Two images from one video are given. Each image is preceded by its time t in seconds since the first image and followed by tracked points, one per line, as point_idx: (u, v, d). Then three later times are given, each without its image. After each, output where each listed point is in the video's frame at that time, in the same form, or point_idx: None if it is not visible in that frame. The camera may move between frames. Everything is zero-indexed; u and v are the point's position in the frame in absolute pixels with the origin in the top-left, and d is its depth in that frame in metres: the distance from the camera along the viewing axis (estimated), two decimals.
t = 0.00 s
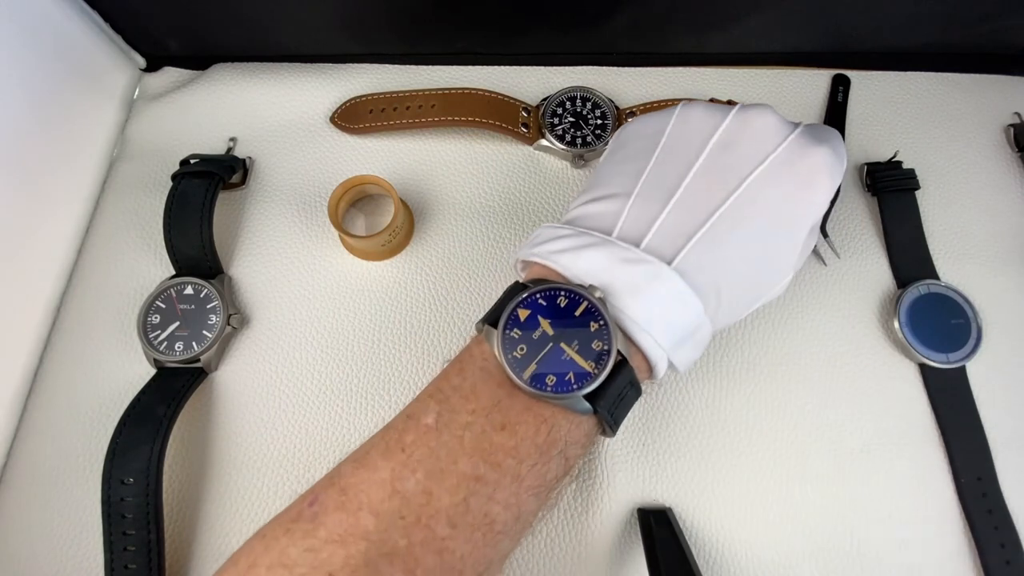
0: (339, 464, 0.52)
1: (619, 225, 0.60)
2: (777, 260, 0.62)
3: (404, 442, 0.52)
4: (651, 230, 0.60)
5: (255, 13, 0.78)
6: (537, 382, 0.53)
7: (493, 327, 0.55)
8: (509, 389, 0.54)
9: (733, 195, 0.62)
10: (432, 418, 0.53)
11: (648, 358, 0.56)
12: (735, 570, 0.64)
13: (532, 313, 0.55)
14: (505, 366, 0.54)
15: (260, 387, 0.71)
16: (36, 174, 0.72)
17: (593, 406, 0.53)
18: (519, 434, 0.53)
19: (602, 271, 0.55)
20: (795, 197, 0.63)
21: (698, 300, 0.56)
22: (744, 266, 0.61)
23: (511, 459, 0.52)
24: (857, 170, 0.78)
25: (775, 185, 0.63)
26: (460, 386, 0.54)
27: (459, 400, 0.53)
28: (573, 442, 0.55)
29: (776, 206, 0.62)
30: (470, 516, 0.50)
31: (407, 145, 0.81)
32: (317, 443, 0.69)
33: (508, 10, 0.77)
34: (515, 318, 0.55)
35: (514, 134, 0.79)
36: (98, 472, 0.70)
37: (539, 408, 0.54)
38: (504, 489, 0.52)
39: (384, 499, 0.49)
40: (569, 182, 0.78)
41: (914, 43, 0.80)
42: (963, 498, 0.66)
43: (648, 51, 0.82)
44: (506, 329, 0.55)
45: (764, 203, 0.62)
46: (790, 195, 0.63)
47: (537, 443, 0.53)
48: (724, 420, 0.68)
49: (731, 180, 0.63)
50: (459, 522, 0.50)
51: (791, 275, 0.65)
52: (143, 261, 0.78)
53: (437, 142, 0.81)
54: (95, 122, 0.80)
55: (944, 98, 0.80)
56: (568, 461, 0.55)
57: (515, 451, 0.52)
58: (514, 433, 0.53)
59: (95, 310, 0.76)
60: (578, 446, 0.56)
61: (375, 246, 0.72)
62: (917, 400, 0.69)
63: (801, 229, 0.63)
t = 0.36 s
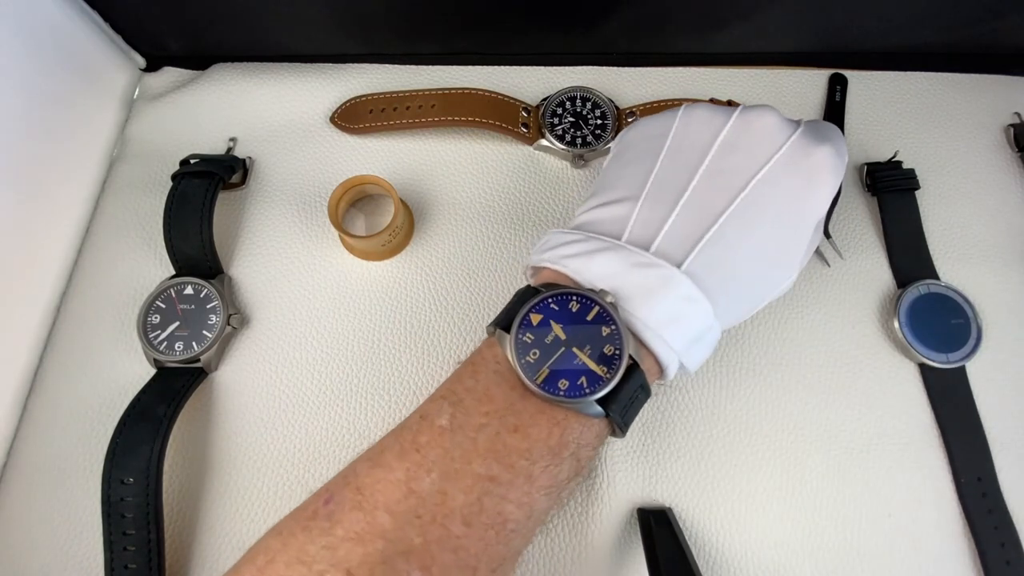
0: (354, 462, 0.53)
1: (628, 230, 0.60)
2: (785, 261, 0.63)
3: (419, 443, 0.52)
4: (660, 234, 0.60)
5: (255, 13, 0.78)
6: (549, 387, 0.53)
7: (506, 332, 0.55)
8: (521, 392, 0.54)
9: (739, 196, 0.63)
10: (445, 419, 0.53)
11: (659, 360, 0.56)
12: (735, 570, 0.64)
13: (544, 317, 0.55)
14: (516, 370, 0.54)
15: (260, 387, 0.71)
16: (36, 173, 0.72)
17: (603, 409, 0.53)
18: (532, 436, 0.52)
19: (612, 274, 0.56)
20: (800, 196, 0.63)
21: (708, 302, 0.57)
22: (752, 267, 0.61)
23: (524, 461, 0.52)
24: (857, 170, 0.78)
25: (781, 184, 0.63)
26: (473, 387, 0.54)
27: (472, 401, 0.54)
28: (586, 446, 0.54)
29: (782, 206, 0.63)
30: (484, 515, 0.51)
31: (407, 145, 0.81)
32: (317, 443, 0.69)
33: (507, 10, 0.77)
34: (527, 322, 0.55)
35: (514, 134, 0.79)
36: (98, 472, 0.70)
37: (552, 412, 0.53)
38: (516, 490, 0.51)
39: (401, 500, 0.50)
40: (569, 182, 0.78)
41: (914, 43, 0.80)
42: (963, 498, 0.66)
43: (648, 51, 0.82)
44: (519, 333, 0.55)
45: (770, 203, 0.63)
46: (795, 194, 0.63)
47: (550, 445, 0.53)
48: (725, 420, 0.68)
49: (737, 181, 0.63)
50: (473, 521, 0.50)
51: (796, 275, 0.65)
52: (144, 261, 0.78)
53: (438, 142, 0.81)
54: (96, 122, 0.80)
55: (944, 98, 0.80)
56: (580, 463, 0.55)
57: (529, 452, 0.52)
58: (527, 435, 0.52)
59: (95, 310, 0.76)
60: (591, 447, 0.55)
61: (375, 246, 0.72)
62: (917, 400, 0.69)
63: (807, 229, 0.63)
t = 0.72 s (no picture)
0: (377, 463, 0.52)
1: (641, 224, 0.60)
2: (795, 253, 0.63)
3: (442, 442, 0.52)
4: (674, 227, 0.60)
5: (255, 14, 0.78)
6: (571, 382, 0.53)
7: (525, 329, 0.55)
8: (543, 388, 0.54)
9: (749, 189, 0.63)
10: (468, 417, 0.52)
11: (676, 354, 0.56)
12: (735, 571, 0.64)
13: (563, 313, 0.55)
14: (537, 366, 0.54)
15: (260, 387, 0.71)
16: (37, 173, 0.72)
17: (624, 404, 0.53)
18: (554, 432, 0.53)
19: (628, 270, 0.56)
20: (808, 187, 0.64)
21: (723, 295, 0.57)
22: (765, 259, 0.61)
23: (548, 457, 0.52)
24: (857, 169, 0.78)
25: (789, 176, 0.63)
26: (494, 385, 0.54)
27: (494, 399, 0.53)
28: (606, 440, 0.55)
29: (792, 198, 0.63)
30: (511, 512, 0.50)
31: (407, 145, 0.81)
32: (317, 443, 0.69)
33: (506, 10, 0.77)
34: (546, 318, 0.55)
35: (514, 134, 0.79)
36: (99, 471, 0.70)
37: (573, 407, 0.54)
38: (541, 487, 0.52)
39: (428, 499, 0.49)
40: (569, 182, 0.78)
41: (914, 42, 0.80)
42: (963, 498, 0.66)
43: (647, 51, 0.82)
44: (538, 329, 0.55)
45: (779, 194, 0.63)
46: (804, 186, 0.63)
47: (573, 441, 0.53)
48: (725, 420, 0.68)
49: (746, 174, 0.64)
50: (500, 518, 0.50)
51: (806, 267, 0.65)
52: (144, 261, 0.78)
53: (438, 142, 0.81)
54: (97, 122, 0.80)
55: (944, 98, 0.80)
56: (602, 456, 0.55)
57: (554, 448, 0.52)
58: (550, 432, 0.53)
59: (96, 310, 0.76)
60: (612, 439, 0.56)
61: (375, 246, 0.72)
62: (917, 400, 0.69)
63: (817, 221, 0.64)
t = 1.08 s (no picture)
0: (377, 451, 0.52)
1: (637, 219, 0.61)
2: (794, 245, 0.63)
3: (440, 430, 0.52)
4: (669, 221, 0.60)
5: (255, 14, 0.78)
6: (564, 370, 0.53)
7: (519, 321, 0.56)
8: (538, 377, 0.54)
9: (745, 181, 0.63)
10: (466, 406, 0.53)
11: (672, 345, 0.56)
12: (735, 571, 0.64)
13: (557, 304, 0.56)
14: (531, 356, 0.54)
15: (260, 387, 0.71)
16: (37, 173, 0.72)
17: (619, 393, 0.54)
18: (550, 421, 0.53)
19: (623, 262, 0.56)
20: (805, 178, 0.63)
21: (718, 287, 0.57)
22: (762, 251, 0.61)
23: (544, 445, 0.52)
24: (857, 169, 0.78)
25: (785, 168, 0.63)
26: (491, 374, 0.54)
27: (491, 388, 0.54)
28: (602, 428, 0.55)
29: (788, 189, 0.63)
30: (508, 499, 0.50)
31: (407, 145, 0.81)
32: (317, 443, 0.69)
33: (506, 11, 0.77)
34: (539, 310, 0.56)
35: (514, 134, 0.79)
36: (99, 471, 0.70)
37: (568, 395, 0.54)
38: (538, 474, 0.52)
39: (426, 485, 0.49)
40: (569, 182, 0.78)
41: (915, 43, 0.80)
42: (963, 498, 0.66)
43: (647, 51, 0.82)
44: (532, 320, 0.55)
45: (776, 188, 0.63)
46: (801, 177, 0.63)
47: (568, 429, 0.53)
48: (724, 419, 0.68)
49: (742, 167, 0.64)
50: (496, 505, 0.50)
51: (804, 260, 0.65)
52: (145, 261, 0.78)
53: (438, 142, 0.81)
54: (97, 122, 0.80)
55: (944, 98, 0.80)
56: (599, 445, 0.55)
57: (550, 435, 0.52)
58: (545, 420, 0.53)
59: (96, 310, 0.76)
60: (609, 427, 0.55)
61: (375, 246, 0.72)
62: (917, 400, 0.69)
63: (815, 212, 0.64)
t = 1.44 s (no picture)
0: (378, 453, 0.52)
1: (638, 222, 0.60)
2: (794, 248, 0.63)
3: (441, 432, 0.52)
4: (670, 224, 0.60)
5: (255, 14, 0.78)
6: (565, 374, 0.53)
7: (521, 323, 0.56)
8: (539, 380, 0.54)
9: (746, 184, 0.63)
10: (467, 409, 0.53)
11: (672, 348, 0.56)
12: (735, 571, 0.64)
13: (558, 307, 0.56)
14: (531, 358, 0.54)
15: (260, 387, 0.71)
16: (37, 173, 0.72)
17: (619, 396, 0.53)
18: (550, 424, 0.53)
19: (624, 265, 0.56)
20: (806, 180, 0.63)
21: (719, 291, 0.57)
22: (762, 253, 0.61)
23: (544, 448, 0.52)
24: (857, 169, 0.78)
25: (786, 171, 0.63)
26: (492, 377, 0.54)
27: (491, 391, 0.54)
28: (602, 431, 0.55)
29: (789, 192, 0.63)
30: (508, 503, 0.50)
31: (407, 145, 0.81)
32: (317, 443, 0.69)
33: (507, 11, 0.77)
34: (540, 312, 0.55)
35: (514, 134, 0.79)
36: (99, 471, 0.70)
37: (568, 398, 0.54)
38: (538, 477, 0.52)
39: (425, 488, 0.49)
40: (569, 182, 0.78)
41: (915, 43, 0.80)
42: (963, 498, 0.66)
43: (647, 51, 0.82)
44: (533, 323, 0.55)
45: (776, 191, 0.63)
46: (802, 180, 0.63)
47: (569, 432, 0.53)
48: (724, 419, 0.68)
49: (743, 169, 0.64)
50: (497, 508, 0.50)
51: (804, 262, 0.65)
52: (145, 261, 0.78)
53: (437, 142, 0.81)
54: (97, 122, 0.80)
55: (944, 98, 0.80)
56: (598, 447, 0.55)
57: (550, 439, 0.52)
58: (545, 423, 0.53)
59: (97, 310, 0.76)
60: (609, 430, 0.55)
61: (375, 246, 0.72)
62: (917, 400, 0.69)
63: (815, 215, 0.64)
